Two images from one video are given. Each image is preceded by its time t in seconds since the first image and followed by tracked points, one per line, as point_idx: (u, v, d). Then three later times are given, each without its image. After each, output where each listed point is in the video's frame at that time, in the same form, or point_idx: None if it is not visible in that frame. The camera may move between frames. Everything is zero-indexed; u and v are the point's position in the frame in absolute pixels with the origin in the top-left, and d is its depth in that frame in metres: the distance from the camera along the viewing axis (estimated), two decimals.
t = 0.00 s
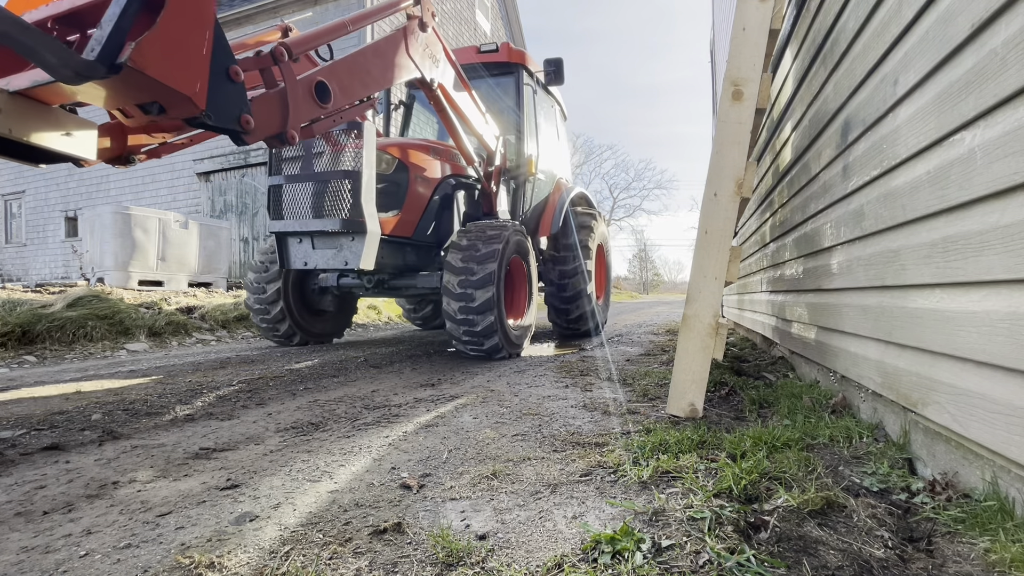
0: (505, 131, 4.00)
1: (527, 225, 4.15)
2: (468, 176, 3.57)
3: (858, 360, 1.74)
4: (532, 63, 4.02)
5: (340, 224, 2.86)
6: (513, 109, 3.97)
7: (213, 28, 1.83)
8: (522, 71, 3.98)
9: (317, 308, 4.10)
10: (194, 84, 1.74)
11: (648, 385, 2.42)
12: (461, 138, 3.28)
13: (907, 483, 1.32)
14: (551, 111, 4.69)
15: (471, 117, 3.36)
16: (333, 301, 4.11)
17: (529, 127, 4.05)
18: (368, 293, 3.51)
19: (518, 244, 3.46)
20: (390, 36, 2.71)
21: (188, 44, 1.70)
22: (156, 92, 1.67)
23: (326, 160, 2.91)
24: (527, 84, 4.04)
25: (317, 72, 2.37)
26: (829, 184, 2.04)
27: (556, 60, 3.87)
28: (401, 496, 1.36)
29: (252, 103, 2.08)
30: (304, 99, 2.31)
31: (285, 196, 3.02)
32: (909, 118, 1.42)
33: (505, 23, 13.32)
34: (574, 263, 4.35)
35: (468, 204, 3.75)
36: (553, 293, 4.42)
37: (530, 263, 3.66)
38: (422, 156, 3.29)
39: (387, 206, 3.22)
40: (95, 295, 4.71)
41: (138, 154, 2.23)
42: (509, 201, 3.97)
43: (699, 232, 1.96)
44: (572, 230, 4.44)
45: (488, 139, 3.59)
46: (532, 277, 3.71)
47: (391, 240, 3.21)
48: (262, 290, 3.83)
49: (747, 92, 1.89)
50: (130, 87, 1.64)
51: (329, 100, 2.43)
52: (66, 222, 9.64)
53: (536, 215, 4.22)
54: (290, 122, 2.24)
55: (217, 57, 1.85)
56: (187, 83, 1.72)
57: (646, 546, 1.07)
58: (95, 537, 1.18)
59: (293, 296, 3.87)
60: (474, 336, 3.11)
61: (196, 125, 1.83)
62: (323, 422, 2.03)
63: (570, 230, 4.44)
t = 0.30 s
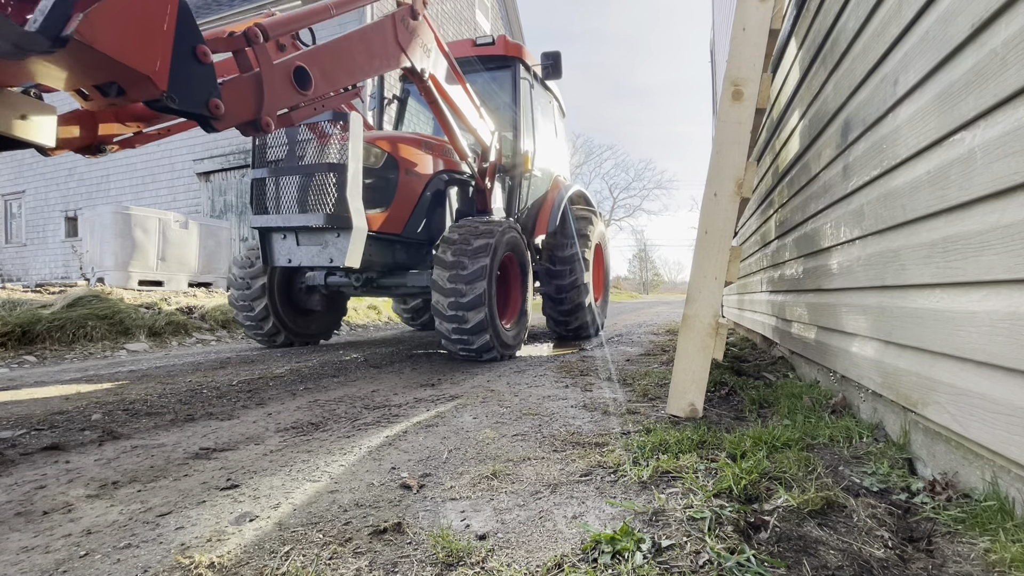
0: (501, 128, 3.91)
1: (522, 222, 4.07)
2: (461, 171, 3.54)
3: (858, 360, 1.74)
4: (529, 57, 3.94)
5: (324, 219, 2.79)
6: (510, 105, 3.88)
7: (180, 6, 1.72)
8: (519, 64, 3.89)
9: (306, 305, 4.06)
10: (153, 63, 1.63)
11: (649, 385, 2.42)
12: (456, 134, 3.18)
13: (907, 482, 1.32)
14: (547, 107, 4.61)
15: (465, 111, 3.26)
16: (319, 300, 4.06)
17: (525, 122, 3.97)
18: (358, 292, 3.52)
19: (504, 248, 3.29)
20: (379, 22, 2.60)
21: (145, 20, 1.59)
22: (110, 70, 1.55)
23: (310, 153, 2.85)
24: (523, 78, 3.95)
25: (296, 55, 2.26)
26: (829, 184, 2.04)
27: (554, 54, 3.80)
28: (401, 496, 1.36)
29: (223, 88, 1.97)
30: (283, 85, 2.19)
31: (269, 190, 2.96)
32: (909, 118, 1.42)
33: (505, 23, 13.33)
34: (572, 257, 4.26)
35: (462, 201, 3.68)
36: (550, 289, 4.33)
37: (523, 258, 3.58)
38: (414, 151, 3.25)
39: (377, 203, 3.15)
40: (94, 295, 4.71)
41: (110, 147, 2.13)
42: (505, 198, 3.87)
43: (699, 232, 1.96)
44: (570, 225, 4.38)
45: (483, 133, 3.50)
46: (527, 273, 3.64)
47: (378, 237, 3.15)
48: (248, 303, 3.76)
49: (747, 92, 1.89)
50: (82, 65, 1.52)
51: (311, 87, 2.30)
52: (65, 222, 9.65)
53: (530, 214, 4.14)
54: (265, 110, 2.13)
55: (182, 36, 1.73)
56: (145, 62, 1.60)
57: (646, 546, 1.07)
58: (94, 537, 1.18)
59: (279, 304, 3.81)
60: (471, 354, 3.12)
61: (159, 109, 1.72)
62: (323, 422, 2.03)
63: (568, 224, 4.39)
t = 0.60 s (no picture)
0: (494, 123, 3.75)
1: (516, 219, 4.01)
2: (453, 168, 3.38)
3: (858, 361, 1.74)
4: (524, 50, 3.77)
5: (306, 214, 2.65)
6: (503, 99, 3.71)
7: None
8: (515, 57, 3.72)
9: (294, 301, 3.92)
10: (104, 38, 1.52)
11: (649, 385, 2.42)
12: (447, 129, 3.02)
13: (907, 482, 1.32)
14: (543, 102, 4.46)
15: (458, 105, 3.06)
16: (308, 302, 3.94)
17: (520, 117, 3.81)
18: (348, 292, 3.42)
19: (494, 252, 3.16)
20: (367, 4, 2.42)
21: None
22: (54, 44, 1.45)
23: (293, 144, 2.71)
24: (519, 72, 3.79)
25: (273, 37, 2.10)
26: (829, 184, 2.04)
27: (550, 47, 3.59)
28: (401, 496, 1.36)
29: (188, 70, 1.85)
30: (257, 69, 2.04)
31: (250, 185, 2.81)
32: (909, 118, 1.42)
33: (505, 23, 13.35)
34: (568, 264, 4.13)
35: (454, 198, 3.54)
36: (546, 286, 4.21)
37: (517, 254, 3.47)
38: (403, 146, 3.09)
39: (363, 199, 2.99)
40: (94, 295, 4.71)
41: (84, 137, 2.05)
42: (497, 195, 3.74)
43: (699, 232, 1.96)
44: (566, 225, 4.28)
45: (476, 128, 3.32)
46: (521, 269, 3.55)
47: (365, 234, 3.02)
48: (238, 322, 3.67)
49: (747, 92, 1.89)
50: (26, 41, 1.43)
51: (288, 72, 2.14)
52: (66, 222, 9.65)
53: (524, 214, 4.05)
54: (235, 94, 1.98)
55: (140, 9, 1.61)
56: (95, 36, 1.50)
57: (646, 546, 1.07)
58: (95, 537, 1.19)
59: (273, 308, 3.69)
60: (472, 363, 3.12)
61: (116, 89, 1.61)
62: (323, 422, 2.03)
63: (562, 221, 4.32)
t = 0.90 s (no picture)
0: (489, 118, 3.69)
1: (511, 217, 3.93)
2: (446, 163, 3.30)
3: (858, 361, 1.74)
4: (519, 43, 3.74)
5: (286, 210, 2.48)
6: (499, 95, 3.67)
7: None
8: (510, 51, 3.68)
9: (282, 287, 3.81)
10: (45, 9, 1.42)
11: (649, 385, 2.42)
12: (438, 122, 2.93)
13: (908, 483, 1.32)
14: (540, 98, 4.43)
15: (450, 97, 2.97)
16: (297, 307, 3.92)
17: (515, 112, 3.74)
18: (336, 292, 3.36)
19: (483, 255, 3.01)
20: None
21: None
22: None
23: (273, 135, 2.52)
24: (514, 66, 3.75)
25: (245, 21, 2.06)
26: (829, 184, 2.04)
27: (546, 38, 3.48)
28: (401, 496, 1.36)
29: (148, 50, 1.78)
30: (225, 52, 1.99)
31: (228, 178, 2.62)
32: (909, 118, 1.42)
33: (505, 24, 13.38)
34: (564, 279, 3.95)
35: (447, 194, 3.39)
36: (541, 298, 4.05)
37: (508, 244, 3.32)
38: (392, 140, 3.00)
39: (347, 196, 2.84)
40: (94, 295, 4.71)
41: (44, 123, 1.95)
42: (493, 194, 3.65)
43: (699, 232, 1.96)
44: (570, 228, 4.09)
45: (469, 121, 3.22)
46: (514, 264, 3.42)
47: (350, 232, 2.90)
48: (236, 340, 3.66)
49: (747, 92, 1.89)
50: None
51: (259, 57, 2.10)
52: (66, 222, 9.65)
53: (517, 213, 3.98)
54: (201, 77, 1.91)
55: None
56: (35, 8, 1.40)
57: (646, 546, 1.07)
58: (95, 537, 1.19)
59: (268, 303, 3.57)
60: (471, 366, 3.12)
61: (62, 66, 1.52)
62: (323, 422, 2.03)
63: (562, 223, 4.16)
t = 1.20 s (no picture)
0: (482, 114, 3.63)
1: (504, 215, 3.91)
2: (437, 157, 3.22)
3: (858, 361, 1.74)
4: (512, 34, 3.66)
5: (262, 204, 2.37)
6: (492, 90, 3.60)
7: None
8: (503, 43, 3.60)
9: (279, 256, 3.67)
10: None
11: (648, 385, 2.42)
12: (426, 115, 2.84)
13: (908, 483, 1.32)
14: (534, 93, 4.36)
15: (441, 90, 2.88)
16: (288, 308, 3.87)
17: (508, 106, 3.66)
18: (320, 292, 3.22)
19: (468, 258, 2.85)
20: None
21: None
22: None
23: (250, 126, 2.42)
24: (508, 59, 3.66)
25: None
26: (829, 184, 2.04)
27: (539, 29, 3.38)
28: (401, 496, 1.36)
29: (95, 26, 1.60)
30: (189, 32, 1.82)
31: (203, 172, 2.52)
32: (909, 119, 1.42)
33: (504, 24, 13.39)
34: (560, 294, 3.92)
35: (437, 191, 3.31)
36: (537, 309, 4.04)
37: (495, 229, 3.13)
38: (379, 133, 2.89)
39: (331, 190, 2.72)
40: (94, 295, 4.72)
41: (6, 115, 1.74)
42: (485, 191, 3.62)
43: (699, 233, 1.96)
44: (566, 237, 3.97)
45: (460, 114, 3.13)
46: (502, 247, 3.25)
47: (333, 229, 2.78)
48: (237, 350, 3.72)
49: (747, 92, 1.89)
50: None
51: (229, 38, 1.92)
52: (66, 222, 9.67)
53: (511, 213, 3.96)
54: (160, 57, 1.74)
55: None
56: None
57: (646, 546, 1.07)
58: (94, 537, 1.18)
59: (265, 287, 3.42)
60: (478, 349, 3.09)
61: None
62: (323, 422, 2.03)
63: (557, 227, 4.06)
